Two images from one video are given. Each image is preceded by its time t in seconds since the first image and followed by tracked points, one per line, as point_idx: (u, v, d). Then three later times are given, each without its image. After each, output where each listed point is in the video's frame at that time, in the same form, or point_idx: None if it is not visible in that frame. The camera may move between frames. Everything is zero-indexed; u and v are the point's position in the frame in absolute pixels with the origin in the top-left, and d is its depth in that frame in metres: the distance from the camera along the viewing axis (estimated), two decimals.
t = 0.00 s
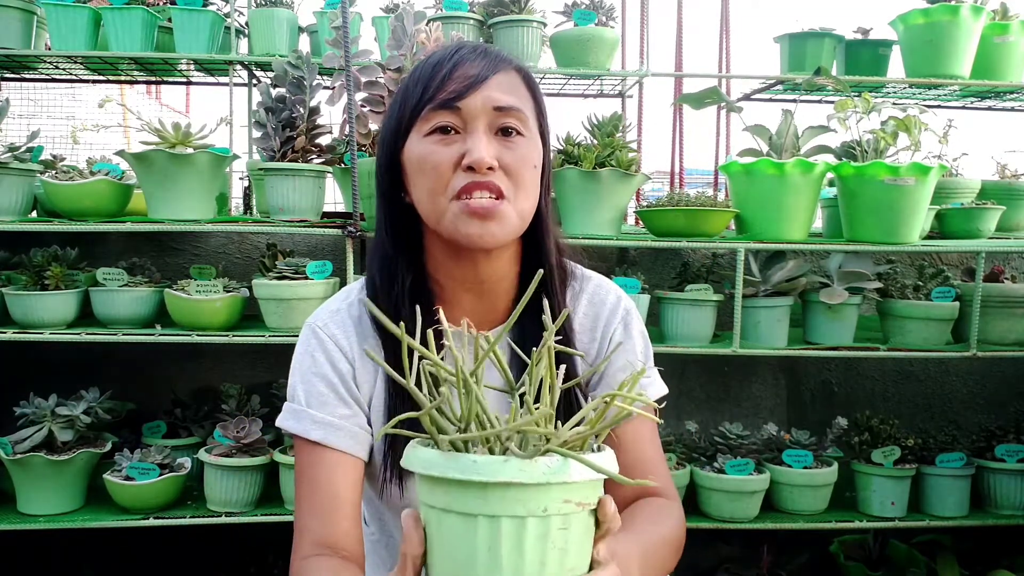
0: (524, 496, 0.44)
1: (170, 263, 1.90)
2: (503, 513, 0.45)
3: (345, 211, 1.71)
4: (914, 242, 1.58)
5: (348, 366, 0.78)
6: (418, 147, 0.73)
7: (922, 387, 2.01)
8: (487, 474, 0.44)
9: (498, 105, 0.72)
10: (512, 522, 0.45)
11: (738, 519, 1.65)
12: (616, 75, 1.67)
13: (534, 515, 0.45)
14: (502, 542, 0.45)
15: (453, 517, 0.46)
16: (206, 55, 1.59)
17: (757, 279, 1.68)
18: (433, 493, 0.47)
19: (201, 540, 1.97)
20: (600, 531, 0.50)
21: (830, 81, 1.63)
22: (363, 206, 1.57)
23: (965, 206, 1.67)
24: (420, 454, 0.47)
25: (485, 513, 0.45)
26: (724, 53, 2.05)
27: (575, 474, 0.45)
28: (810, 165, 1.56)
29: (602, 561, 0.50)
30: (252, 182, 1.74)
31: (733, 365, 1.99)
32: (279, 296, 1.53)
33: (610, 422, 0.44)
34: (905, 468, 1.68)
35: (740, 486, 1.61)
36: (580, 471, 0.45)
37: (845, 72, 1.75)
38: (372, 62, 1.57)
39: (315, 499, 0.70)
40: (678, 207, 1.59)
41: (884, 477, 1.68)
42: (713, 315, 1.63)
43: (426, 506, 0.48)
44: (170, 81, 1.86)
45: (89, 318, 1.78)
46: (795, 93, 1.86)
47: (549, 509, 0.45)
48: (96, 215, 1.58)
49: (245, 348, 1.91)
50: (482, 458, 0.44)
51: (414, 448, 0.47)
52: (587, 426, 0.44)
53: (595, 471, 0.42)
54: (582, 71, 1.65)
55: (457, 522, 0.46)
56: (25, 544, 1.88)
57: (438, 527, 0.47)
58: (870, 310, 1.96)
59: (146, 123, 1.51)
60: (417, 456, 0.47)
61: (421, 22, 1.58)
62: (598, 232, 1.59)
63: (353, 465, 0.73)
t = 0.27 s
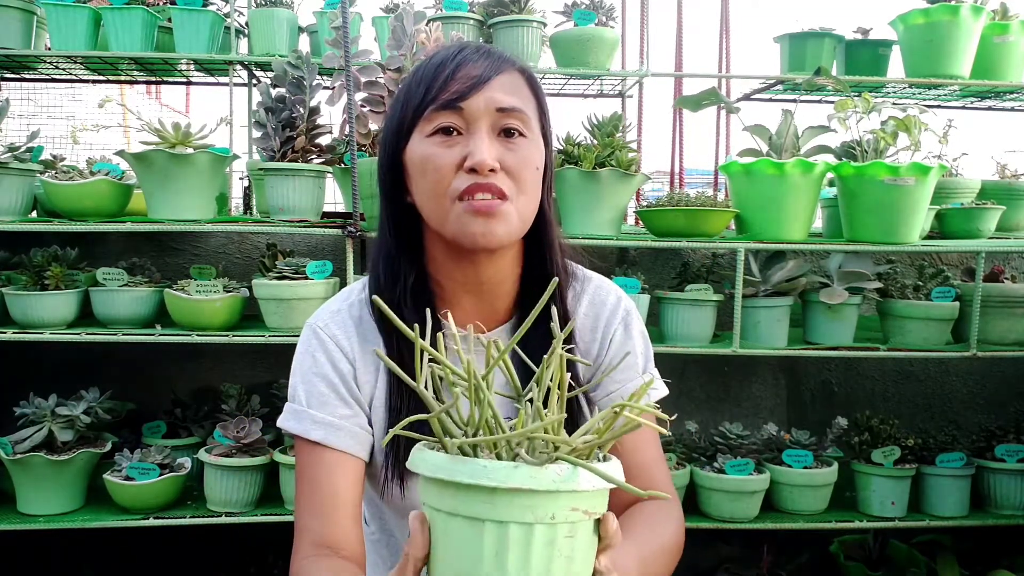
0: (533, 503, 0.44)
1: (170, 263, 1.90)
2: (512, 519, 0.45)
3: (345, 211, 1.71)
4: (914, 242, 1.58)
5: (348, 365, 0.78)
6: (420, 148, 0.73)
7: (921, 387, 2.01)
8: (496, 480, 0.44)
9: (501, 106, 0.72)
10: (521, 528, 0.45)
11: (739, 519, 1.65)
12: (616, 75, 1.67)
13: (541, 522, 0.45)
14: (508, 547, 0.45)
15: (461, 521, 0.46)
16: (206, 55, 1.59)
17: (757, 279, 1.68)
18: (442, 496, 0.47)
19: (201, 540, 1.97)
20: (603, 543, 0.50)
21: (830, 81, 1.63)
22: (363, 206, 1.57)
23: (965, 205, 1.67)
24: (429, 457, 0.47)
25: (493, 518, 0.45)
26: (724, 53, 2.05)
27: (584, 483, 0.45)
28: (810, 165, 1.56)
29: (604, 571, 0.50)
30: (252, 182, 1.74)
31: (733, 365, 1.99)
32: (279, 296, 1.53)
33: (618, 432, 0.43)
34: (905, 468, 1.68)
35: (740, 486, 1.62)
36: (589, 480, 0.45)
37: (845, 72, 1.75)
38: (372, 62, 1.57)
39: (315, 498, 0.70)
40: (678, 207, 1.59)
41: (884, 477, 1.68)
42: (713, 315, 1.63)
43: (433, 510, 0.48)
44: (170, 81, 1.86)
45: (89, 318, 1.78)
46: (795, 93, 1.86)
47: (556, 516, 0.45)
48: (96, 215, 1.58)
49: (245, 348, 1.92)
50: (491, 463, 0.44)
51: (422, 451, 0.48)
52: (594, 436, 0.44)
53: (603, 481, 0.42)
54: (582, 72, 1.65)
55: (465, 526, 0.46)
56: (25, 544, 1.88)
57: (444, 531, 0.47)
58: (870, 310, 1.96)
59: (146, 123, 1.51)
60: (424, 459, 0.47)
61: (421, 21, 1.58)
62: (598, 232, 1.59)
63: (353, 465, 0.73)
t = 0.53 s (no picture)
0: (559, 522, 0.40)
1: (171, 263, 1.90)
2: (537, 536, 0.41)
3: (345, 211, 1.71)
4: (914, 242, 1.58)
5: (349, 365, 0.79)
6: (424, 145, 0.72)
7: (921, 387, 2.01)
8: (523, 496, 0.40)
9: (505, 103, 0.72)
10: (544, 545, 0.41)
11: (738, 519, 1.65)
12: (616, 75, 1.67)
13: (568, 541, 0.41)
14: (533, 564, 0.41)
15: (483, 533, 0.42)
16: (206, 55, 1.59)
17: (757, 279, 1.68)
18: (459, 501, 0.43)
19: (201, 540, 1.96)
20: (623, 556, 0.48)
21: (830, 81, 1.63)
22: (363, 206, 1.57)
23: (965, 205, 1.67)
24: (450, 464, 0.43)
25: (517, 534, 0.41)
26: (724, 53, 2.05)
27: (615, 503, 0.41)
28: (810, 165, 1.56)
29: None
30: (252, 182, 1.74)
31: (733, 365, 1.99)
32: (279, 296, 1.53)
33: (657, 443, 0.40)
34: (905, 468, 1.68)
35: (740, 486, 1.62)
36: (621, 500, 0.41)
37: (846, 71, 1.75)
38: (372, 62, 1.57)
39: (315, 498, 0.70)
40: (677, 207, 1.58)
41: (884, 477, 1.68)
42: (713, 315, 1.63)
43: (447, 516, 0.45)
44: (170, 81, 1.86)
45: (89, 318, 1.78)
46: (795, 92, 1.86)
47: (584, 535, 0.41)
48: (96, 215, 1.58)
49: (246, 348, 1.92)
50: (518, 478, 0.40)
51: (443, 458, 0.44)
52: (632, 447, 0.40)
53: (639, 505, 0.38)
54: (582, 71, 1.65)
55: (486, 539, 0.42)
56: (25, 543, 1.88)
57: (464, 541, 0.44)
58: (870, 310, 1.96)
59: (146, 123, 1.51)
60: (446, 466, 0.43)
61: (421, 21, 1.58)
62: (598, 232, 1.59)
63: (352, 464, 0.73)
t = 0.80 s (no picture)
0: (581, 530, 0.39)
1: (171, 263, 1.90)
2: (558, 548, 0.39)
3: (345, 211, 1.71)
4: (914, 242, 1.58)
5: (349, 364, 0.79)
6: (424, 142, 0.72)
7: (921, 388, 2.01)
8: (545, 509, 0.38)
9: (506, 101, 0.72)
10: (565, 555, 0.39)
11: (738, 519, 1.65)
12: (616, 75, 1.67)
13: (590, 549, 0.40)
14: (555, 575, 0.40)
15: (501, 546, 0.41)
16: (206, 55, 1.59)
17: (757, 279, 1.68)
18: (470, 511, 0.41)
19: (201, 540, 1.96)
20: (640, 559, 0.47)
21: (830, 81, 1.63)
22: (363, 206, 1.57)
23: (966, 205, 1.67)
24: (461, 477, 0.41)
25: (537, 546, 0.39)
26: (724, 53, 2.05)
27: (636, 508, 0.40)
28: (810, 165, 1.56)
29: None
30: (252, 182, 1.74)
31: (733, 365, 1.99)
32: (279, 296, 1.53)
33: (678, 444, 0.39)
34: (905, 469, 1.68)
35: (740, 486, 1.62)
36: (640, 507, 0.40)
37: (846, 71, 1.75)
38: (372, 62, 1.57)
39: (315, 497, 0.70)
40: (677, 207, 1.58)
41: (884, 477, 1.68)
42: (713, 315, 1.63)
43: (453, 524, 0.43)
44: (170, 81, 1.86)
45: (89, 318, 1.78)
46: (795, 92, 1.86)
47: (605, 542, 0.40)
48: (96, 215, 1.58)
49: (246, 348, 1.92)
50: (538, 491, 0.39)
51: (453, 470, 0.42)
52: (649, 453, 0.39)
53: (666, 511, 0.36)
54: (581, 71, 1.65)
55: (508, 553, 0.40)
56: (25, 543, 1.88)
57: (479, 554, 0.42)
58: (870, 310, 1.96)
59: (146, 123, 1.51)
60: (460, 483, 0.41)
61: (421, 21, 1.58)
62: (597, 232, 1.59)
63: (352, 463, 0.73)
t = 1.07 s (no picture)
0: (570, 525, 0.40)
1: (171, 263, 1.90)
2: (554, 547, 0.40)
3: (345, 211, 1.71)
4: (914, 242, 1.58)
5: (350, 363, 0.79)
6: (423, 140, 0.73)
7: (922, 388, 2.01)
8: (532, 513, 0.38)
9: (503, 99, 0.73)
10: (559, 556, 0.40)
11: (738, 519, 1.65)
12: (616, 75, 1.67)
13: (586, 542, 0.41)
14: (551, 574, 0.41)
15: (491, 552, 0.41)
16: (206, 55, 1.59)
17: (757, 279, 1.67)
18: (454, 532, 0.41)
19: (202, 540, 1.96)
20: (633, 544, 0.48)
21: (830, 81, 1.63)
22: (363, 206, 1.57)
23: (965, 205, 1.67)
24: (439, 495, 0.40)
25: (531, 551, 0.40)
26: (724, 53, 2.05)
27: (624, 493, 0.41)
28: (810, 165, 1.56)
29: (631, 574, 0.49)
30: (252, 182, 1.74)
31: (733, 365, 1.99)
32: (279, 295, 1.53)
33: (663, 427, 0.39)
34: (905, 468, 1.68)
35: (740, 486, 1.62)
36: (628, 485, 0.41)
37: (846, 71, 1.75)
38: (372, 62, 1.57)
39: (315, 494, 0.70)
40: (677, 207, 1.58)
41: (884, 477, 1.68)
42: (713, 315, 1.63)
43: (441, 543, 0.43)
44: (170, 81, 1.86)
45: (89, 318, 1.78)
46: (795, 93, 1.86)
47: (599, 532, 0.41)
48: (96, 215, 1.58)
49: (245, 348, 1.92)
50: (522, 495, 0.39)
51: (431, 492, 0.41)
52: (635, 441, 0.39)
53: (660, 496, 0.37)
54: (582, 72, 1.65)
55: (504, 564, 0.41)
56: (25, 544, 1.88)
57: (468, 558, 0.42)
58: (870, 310, 1.96)
59: (146, 123, 1.51)
60: (441, 498, 0.40)
61: (421, 22, 1.58)
62: (598, 233, 1.59)
63: (352, 462, 0.73)
